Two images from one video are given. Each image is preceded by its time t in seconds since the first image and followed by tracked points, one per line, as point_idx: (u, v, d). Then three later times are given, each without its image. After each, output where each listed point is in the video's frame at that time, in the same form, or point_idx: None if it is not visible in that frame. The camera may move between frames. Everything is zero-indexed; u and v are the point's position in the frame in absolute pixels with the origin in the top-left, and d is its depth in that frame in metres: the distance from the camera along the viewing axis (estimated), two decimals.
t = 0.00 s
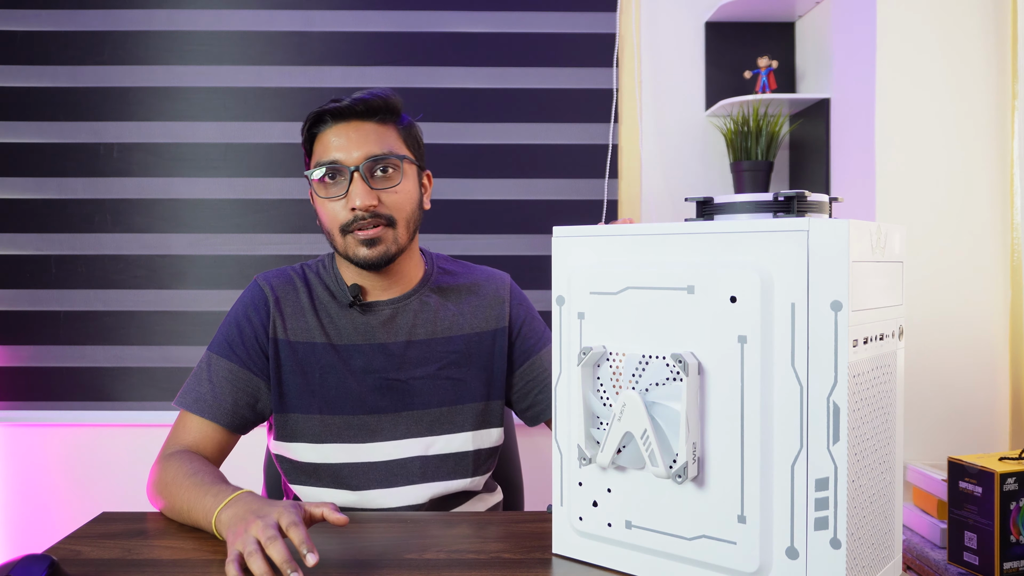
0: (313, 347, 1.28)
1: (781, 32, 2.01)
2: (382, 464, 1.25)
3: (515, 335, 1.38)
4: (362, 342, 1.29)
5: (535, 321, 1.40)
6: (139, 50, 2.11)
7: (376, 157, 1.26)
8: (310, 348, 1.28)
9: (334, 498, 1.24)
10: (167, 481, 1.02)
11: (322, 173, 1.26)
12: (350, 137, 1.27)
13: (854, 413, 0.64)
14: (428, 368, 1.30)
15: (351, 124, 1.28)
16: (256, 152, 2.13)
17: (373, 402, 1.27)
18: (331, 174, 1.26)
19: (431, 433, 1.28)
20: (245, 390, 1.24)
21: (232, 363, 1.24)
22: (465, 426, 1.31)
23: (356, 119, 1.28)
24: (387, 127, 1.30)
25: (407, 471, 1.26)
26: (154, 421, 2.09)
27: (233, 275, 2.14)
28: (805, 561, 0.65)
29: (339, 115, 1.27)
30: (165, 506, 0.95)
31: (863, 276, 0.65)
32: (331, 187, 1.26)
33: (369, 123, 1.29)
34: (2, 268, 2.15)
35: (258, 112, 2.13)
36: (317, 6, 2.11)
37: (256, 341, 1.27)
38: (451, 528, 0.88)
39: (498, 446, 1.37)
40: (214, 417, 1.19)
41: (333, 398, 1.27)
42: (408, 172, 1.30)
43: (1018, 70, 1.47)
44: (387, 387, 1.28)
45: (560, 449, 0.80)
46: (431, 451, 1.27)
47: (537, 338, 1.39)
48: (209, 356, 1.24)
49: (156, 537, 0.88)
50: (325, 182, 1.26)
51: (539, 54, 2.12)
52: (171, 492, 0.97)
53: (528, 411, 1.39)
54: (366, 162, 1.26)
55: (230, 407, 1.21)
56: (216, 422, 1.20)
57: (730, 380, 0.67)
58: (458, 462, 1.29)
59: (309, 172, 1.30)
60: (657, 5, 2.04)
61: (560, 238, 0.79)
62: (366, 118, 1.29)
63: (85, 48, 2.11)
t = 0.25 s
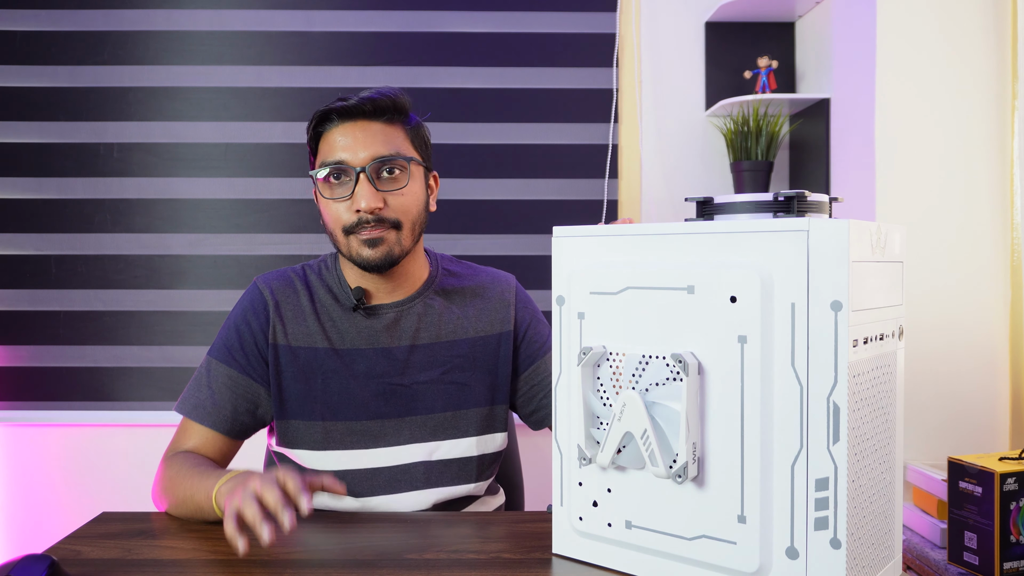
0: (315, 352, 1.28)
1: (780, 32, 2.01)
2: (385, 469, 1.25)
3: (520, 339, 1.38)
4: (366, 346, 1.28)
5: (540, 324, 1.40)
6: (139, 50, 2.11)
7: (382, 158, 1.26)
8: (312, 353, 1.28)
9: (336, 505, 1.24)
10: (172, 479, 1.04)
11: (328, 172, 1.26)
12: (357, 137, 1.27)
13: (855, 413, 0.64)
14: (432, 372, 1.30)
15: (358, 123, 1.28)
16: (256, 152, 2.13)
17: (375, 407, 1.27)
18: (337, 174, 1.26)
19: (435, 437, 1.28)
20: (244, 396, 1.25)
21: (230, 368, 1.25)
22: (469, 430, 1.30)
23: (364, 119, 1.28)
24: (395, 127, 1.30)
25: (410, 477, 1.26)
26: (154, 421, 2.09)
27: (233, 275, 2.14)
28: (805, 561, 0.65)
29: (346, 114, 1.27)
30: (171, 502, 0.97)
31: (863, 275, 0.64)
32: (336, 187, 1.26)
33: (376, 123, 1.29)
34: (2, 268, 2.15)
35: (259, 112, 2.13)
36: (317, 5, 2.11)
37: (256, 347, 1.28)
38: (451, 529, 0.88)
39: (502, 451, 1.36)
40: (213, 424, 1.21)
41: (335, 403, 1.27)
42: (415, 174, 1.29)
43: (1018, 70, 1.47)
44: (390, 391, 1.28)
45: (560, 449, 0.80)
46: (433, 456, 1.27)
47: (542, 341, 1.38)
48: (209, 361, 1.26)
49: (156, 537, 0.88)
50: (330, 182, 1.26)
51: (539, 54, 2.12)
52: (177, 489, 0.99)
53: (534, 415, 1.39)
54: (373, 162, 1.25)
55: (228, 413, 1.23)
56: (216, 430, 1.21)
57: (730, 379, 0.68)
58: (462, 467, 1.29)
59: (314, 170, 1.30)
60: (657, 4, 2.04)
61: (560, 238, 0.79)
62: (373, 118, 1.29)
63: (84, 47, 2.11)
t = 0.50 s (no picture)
0: (312, 358, 1.28)
1: (780, 32, 2.01)
2: (386, 475, 1.25)
3: (520, 339, 1.38)
4: (365, 349, 1.28)
5: (540, 324, 1.40)
6: (139, 50, 2.11)
7: (380, 156, 1.26)
8: (309, 359, 1.28)
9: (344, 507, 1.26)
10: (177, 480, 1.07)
11: (325, 170, 1.26)
12: (354, 135, 1.26)
13: (854, 413, 0.64)
14: (432, 375, 1.30)
15: (354, 121, 1.27)
16: (256, 152, 2.13)
17: (374, 410, 1.27)
18: (334, 172, 1.26)
19: (436, 440, 1.28)
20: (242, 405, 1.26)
21: (227, 378, 1.26)
22: (470, 433, 1.30)
23: (360, 117, 1.27)
24: (392, 124, 1.30)
25: (413, 481, 1.27)
26: (155, 421, 2.09)
27: (233, 275, 2.14)
28: (805, 561, 0.65)
29: (343, 112, 1.26)
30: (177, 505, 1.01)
31: (862, 276, 0.65)
32: (334, 186, 1.26)
33: (373, 121, 1.28)
34: (2, 268, 2.15)
35: (259, 112, 2.13)
36: (317, 5, 2.11)
37: (251, 356, 1.30)
38: (452, 528, 0.88)
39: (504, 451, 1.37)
40: (212, 435, 1.21)
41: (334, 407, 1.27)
42: (412, 171, 1.30)
43: (1017, 70, 1.47)
44: (390, 394, 1.27)
45: (560, 448, 0.80)
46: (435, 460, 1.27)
47: (542, 340, 1.39)
48: (205, 371, 1.26)
49: (157, 537, 0.88)
50: (327, 180, 1.26)
51: (539, 54, 2.12)
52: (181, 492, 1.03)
53: (534, 415, 1.39)
54: (371, 160, 1.25)
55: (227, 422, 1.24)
56: (218, 440, 1.22)
57: (730, 379, 0.68)
58: (464, 469, 1.29)
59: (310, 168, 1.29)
60: (657, 4, 2.04)
61: (560, 238, 0.79)
62: (370, 116, 1.28)
63: (84, 47, 2.11)
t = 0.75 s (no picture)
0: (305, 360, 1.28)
1: (781, 32, 2.01)
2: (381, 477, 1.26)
3: (514, 340, 1.38)
4: (357, 350, 1.28)
5: (534, 325, 1.40)
6: (139, 49, 2.11)
7: (370, 155, 1.25)
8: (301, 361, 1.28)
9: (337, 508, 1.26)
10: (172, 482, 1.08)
11: (314, 171, 1.26)
12: (343, 134, 1.26)
13: (854, 413, 0.64)
14: (425, 376, 1.30)
15: (344, 120, 1.27)
16: (256, 152, 2.13)
17: (369, 411, 1.27)
18: (324, 172, 1.26)
19: (429, 441, 1.28)
20: (235, 409, 1.26)
21: (219, 380, 1.26)
22: (464, 434, 1.31)
23: (349, 116, 1.27)
24: (381, 123, 1.29)
25: (407, 482, 1.27)
26: (155, 421, 2.09)
27: (233, 275, 2.14)
28: (805, 561, 0.65)
29: (332, 111, 1.26)
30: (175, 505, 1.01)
31: (862, 276, 0.64)
32: (324, 186, 1.26)
33: (363, 120, 1.28)
34: (2, 268, 2.15)
35: (259, 112, 2.13)
36: (318, 6, 2.11)
37: (244, 358, 1.29)
38: (451, 528, 0.88)
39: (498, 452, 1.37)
40: (205, 438, 1.22)
41: (328, 409, 1.26)
42: (403, 169, 1.29)
43: (1017, 70, 1.47)
44: (383, 396, 1.27)
45: (560, 448, 0.80)
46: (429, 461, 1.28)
47: (535, 343, 1.39)
48: (197, 373, 1.26)
49: (157, 537, 0.88)
50: (317, 181, 1.26)
51: (539, 54, 2.12)
52: (177, 496, 1.03)
53: (527, 416, 1.40)
54: (360, 160, 1.25)
55: (219, 425, 1.23)
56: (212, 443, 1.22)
57: (730, 379, 0.68)
58: (458, 470, 1.30)
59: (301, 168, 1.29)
60: (657, 4, 2.04)
61: (560, 238, 0.79)
62: (359, 115, 1.28)
63: (85, 47, 2.11)
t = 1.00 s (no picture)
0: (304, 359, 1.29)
1: (780, 32, 2.01)
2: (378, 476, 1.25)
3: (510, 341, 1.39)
4: (355, 351, 1.29)
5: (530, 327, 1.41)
6: (139, 50, 2.11)
7: (345, 159, 1.25)
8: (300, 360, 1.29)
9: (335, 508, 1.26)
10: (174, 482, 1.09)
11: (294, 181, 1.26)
12: (319, 142, 1.26)
13: (854, 413, 0.64)
14: (422, 377, 1.30)
15: (319, 127, 1.27)
16: (256, 152, 2.13)
17: (367, 412, 1.27)
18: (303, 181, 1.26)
19: (426, 442, 1.28)
20: (237, 406, 1.25)
21: (221, 379, 1.26)
22: (463, 432, 1.30)
23: (324, 122, 1.27)
24: (357, 126, 1.29)
25: (405, 482, 1.26)
26: (155, 421, 2.10)
27: (233, 275, 2.14)
28: (805, 561, 0.65)
29: (305, 119, 1.27)
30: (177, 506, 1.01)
31: (863, 276, 0.64)
32: (305, 194, 1.26)
33: (337, 125, 1.28)
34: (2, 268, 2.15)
35: (258, 112, 2.13)
36: (317, 6, 2.11)
37: (244, 357, 1.30)
38: (450, 528, 0.88)
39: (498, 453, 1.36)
40: (206, 436, 1.21)
41: (327, 409, 1.26)
42: (381, 170, 1.28)
43: (1017, 70, 1.47)
44: (381, 396, 1.28)
45: (560, 448, 0.80)
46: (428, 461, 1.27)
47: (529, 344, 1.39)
48: (199, 373, 1.26)
49: (157, 537, 0.88)
50: (299, 190, 1.27)
51: (539, 54, 2.12)
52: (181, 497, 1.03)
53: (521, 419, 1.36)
54: (336, 165, 1.25)
55: (220, 424, 1.23)
56: (214, 440, 1.22)
57: (730, 379, 0.67)
58: (458, 469, 1.29)
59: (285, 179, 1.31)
60: (656, 4, 2.04)
61: (559, 238, 0.79)
62: (333, 120, 1.28)
63: (84, 47, 2.11)
